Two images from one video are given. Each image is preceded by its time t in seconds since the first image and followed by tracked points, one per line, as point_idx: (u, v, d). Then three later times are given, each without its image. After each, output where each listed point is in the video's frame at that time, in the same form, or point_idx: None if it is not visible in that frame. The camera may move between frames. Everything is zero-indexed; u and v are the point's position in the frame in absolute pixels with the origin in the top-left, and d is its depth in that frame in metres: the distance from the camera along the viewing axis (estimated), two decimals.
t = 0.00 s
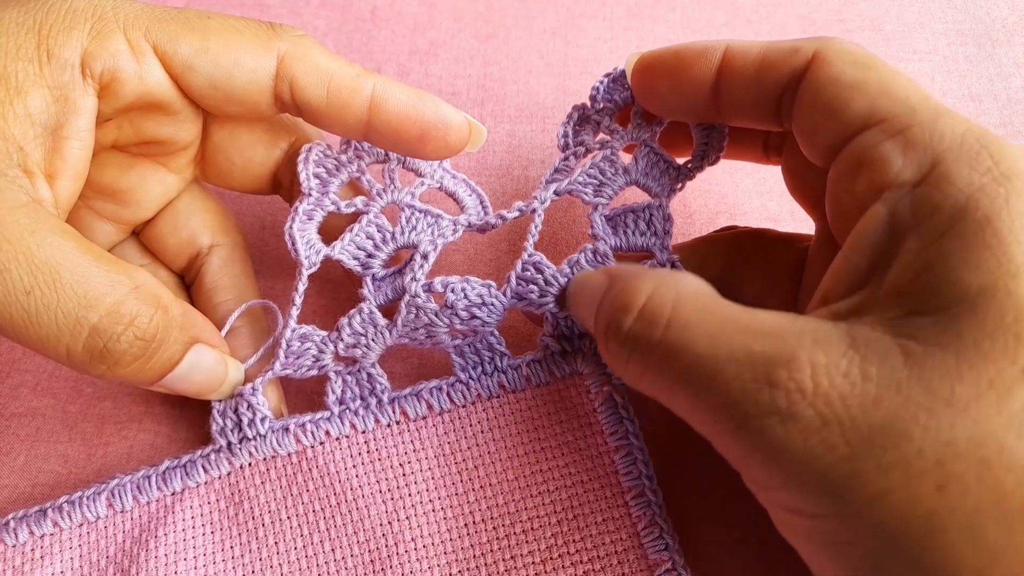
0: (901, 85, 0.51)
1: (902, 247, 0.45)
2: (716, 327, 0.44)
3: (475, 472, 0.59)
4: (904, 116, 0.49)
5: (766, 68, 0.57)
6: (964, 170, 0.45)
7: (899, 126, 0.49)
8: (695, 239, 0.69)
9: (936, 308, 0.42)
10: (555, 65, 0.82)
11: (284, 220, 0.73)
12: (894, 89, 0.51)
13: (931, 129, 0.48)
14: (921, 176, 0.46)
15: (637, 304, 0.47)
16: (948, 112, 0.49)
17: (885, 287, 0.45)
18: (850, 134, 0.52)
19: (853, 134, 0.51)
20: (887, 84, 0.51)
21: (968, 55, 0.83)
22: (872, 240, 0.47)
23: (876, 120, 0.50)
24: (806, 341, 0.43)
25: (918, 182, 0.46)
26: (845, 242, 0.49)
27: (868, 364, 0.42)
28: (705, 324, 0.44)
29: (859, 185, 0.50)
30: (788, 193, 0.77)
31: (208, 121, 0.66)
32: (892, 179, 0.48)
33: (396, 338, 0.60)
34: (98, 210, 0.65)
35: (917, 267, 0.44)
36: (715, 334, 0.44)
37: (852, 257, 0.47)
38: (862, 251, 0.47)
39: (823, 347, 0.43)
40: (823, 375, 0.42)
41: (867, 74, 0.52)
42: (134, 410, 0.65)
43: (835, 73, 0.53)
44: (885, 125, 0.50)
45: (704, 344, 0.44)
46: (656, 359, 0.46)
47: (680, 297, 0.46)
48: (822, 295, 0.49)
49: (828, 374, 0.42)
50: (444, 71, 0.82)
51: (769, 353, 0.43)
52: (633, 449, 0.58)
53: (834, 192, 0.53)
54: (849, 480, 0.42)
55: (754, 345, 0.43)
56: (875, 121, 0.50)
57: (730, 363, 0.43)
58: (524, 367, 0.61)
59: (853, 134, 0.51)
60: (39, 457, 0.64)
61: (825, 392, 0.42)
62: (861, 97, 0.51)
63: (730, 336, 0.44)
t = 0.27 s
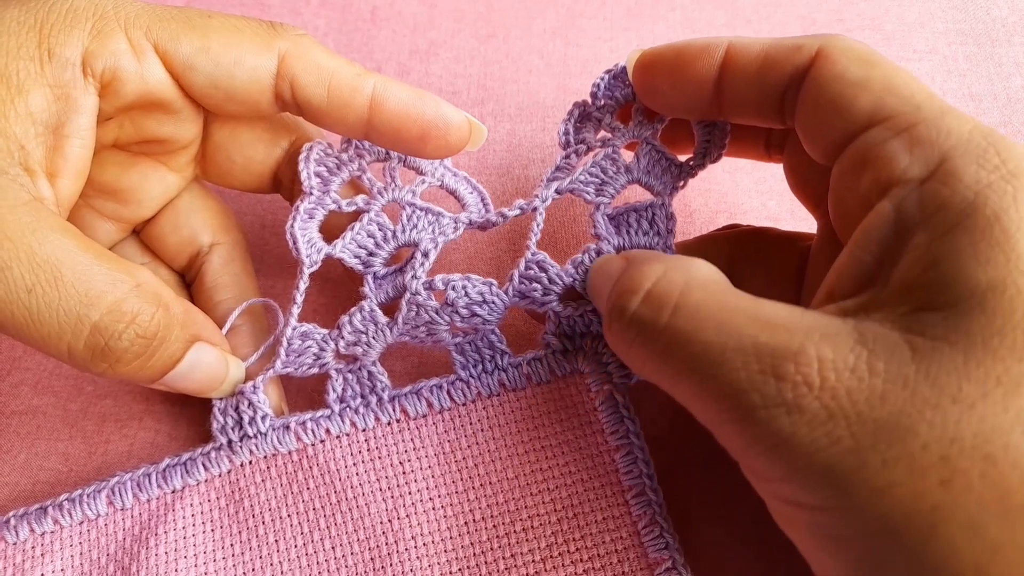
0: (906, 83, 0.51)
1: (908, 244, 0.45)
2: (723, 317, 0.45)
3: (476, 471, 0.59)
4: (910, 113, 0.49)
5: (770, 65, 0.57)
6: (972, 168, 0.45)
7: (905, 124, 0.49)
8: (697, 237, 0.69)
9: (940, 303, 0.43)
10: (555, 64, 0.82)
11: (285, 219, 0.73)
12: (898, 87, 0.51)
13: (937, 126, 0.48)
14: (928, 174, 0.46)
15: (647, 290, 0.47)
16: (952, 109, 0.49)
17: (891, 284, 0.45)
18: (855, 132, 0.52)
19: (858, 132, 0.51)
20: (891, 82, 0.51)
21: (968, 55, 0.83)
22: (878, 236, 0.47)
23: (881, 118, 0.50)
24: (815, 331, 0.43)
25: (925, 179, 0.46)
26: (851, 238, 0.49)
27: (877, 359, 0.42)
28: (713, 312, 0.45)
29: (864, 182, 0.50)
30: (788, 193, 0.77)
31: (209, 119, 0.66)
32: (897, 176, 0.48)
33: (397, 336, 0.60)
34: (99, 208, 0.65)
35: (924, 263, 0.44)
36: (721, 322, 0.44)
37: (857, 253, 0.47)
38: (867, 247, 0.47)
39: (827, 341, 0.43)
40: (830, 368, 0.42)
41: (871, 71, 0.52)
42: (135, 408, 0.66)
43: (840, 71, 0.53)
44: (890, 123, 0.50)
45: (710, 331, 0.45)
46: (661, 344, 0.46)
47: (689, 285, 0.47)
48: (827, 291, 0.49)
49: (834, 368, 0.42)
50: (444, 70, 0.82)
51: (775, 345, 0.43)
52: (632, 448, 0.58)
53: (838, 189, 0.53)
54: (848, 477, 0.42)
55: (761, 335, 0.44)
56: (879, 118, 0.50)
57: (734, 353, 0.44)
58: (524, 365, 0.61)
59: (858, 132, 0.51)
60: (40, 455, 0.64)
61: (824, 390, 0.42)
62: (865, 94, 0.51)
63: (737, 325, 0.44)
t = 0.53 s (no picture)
0: (908, 84, 0.51)
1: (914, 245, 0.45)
2: (724, 317, 0.45)
3: (476, 472, 0.59)
4: (912, 115, 0.49)
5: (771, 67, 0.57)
6: (975, 168, 0.45)
7: (907, 125, 0.49)
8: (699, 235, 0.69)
9: (941, 304, 0.43)
10: (556, 65, 0.82)
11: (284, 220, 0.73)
12: (901, 88, 0.50)
13: (939, 127, 0.48)
14: (932, 174, 0.46)
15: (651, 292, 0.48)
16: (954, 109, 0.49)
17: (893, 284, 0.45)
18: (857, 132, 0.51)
19: (860, 133, 0.51)
20: (894, 83, 0.51)
21: (968, 55, 0.83)
22: (882, 237, 0.47)
23: (884, 119, 0.50)
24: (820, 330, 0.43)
25: (929, 179, 0.46)
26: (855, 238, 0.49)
27: (880, 358, 0.42)
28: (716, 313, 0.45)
29: (866, 183, 0.50)
30: (788, 193, 0.77)
31: (209, 120, 0.66)
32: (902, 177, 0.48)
33: (396, 337, 0.60)
34: (99, 210, 0.65)
35: (928, 263, 0.43)
36: (722, 323, 0.45)
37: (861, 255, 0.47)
38: (871, 248, 0.47)
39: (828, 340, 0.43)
40: (835, 366, 0.42)
41: (874, 72, 0.52)
42: (134, 409, 0.65)
43: (843, 73, 0.53)
44: (892, 124, 0.49)
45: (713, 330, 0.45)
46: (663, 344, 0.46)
47: (692, 287, 0.47)
48: (830, 291, 0.49)
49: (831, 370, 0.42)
50: (444, 70, 0.82)
51: (778, 343, 0.43)
52: (632, 448, 0.58)
53: (841, 189, 0.53)
54: (849, 479, 0.42)
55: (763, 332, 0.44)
56: (881, 119, 0.50)
57: (738, 351, 0.44)
58: (523, 366, 0.61)
59: (860, 133, 0.51)
60: (40, 457, 0.64)
61: (824, 391, 0.42)
62: (867, 95, 0.51)
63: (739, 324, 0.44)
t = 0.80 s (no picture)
0: (915, 81, 0.51)
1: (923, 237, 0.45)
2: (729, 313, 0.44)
3: (476, 472, 0.59)
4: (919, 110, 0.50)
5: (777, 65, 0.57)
6: (985, 161, 0.46)
7: (915, 120, 0.49)
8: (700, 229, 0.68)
9: (946, 302, 0.43)
10: (555, 64, 0.82)
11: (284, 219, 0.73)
12: (908, 83, 0.51)
13: (941, 125, 0.48)
14: (942, 167, 0.47)
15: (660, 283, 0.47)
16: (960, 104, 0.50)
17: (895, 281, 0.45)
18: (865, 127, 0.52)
19: (868, 128, 0.52)
20: (901, 79, 0.51)
21: (967, 55, 0.83)
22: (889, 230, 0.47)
23: (892, 114, 0.51)
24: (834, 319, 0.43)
25: (938, 172, 0.47)
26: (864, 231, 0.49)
27: (887, 348, 0.42)
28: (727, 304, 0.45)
29: (874, 178, 0.50)
30: (788, 193, 0.77)
31: (209, 120, 0.66)
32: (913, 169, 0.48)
33: (396, 338, 0.60)
34: (99, 209, 0.65)
35: (938, 255, 0.44)
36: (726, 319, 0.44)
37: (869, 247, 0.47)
38: (879, 240, 0.47)
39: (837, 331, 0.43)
40: (841, 356, 0.42)
41: (880, 69, 0.52)
42: (134, 409, 0.65)
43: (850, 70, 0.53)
44: (900, 118, 0.50)
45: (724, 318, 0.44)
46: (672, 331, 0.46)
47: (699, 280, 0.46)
48: (836, 285, 0.49)
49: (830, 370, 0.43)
50: (444, 70, 0.82)
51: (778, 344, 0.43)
52: (632, 448, 0.58)
53: (847, 185, 0.53)
54: (850, 475, 0.42)
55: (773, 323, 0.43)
56: (890, 114, 0.51)
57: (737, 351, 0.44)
58: (523, 366, 0.61)
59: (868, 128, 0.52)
60: (39, 456, 0.64)
61: (824, 386, 0.42)
62: (875, 91, 0.52)
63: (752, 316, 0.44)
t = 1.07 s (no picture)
0: (931, 68, 0.52)
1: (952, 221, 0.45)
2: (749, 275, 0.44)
3: (477, 473, 0.59)
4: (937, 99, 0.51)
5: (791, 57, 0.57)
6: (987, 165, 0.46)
7: (933, 107, 0.50)
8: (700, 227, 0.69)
9: (959, 291, 0.43)
10: (556, 64, 0.82)
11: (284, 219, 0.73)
12: (924, 71, 0.52)
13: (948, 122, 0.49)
14: (963, 153, 0.47)
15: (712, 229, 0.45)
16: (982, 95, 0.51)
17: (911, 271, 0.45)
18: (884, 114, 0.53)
19: (885, 115, 0.53)
20: (917, 67, 0.52)
21: (968, 55, 0.83)
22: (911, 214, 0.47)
23: (909, 102, 0.52)
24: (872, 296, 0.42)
25: (960, 157, 0.47)
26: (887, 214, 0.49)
27: (919, 322, 0.42)
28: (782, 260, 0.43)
29: (893, 164, 0.51)
30: (788, 193, 0.77)
31: (210, 120, 0.66)
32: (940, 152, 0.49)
33: (399, 341, 0.60)
34: (100, 208, 0.65)
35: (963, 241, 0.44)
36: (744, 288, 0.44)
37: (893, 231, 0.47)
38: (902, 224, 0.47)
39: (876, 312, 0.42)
40: (872, 327, 0.42)
41: (894, 58, 0.53)
42: (135, 408, 0.66)
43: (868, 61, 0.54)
44: (918, 106, 0.51)
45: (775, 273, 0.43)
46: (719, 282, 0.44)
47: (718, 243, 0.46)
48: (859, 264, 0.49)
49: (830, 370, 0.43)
50: (444, 70, 0.82)
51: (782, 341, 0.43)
52: (632, 449, 0.59)
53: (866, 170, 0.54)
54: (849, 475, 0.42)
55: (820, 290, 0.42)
56: (906, 102, 0.52)
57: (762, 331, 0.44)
58: (525, 368, 0.61)
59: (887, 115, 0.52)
60: (40, 455, 0.64)
61: (823, 385, 0.42)
62: (891, 79, 0.52)
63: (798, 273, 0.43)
